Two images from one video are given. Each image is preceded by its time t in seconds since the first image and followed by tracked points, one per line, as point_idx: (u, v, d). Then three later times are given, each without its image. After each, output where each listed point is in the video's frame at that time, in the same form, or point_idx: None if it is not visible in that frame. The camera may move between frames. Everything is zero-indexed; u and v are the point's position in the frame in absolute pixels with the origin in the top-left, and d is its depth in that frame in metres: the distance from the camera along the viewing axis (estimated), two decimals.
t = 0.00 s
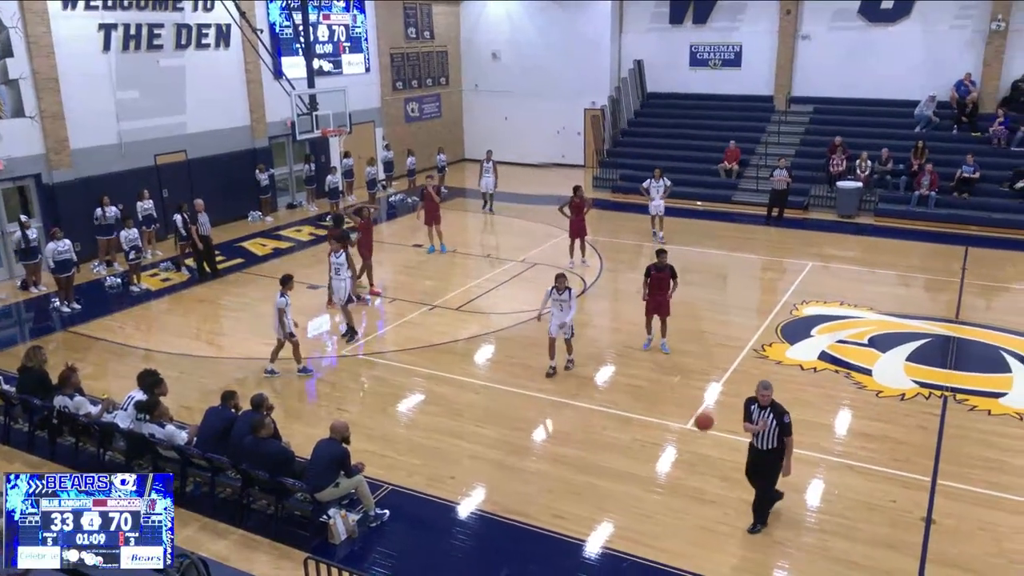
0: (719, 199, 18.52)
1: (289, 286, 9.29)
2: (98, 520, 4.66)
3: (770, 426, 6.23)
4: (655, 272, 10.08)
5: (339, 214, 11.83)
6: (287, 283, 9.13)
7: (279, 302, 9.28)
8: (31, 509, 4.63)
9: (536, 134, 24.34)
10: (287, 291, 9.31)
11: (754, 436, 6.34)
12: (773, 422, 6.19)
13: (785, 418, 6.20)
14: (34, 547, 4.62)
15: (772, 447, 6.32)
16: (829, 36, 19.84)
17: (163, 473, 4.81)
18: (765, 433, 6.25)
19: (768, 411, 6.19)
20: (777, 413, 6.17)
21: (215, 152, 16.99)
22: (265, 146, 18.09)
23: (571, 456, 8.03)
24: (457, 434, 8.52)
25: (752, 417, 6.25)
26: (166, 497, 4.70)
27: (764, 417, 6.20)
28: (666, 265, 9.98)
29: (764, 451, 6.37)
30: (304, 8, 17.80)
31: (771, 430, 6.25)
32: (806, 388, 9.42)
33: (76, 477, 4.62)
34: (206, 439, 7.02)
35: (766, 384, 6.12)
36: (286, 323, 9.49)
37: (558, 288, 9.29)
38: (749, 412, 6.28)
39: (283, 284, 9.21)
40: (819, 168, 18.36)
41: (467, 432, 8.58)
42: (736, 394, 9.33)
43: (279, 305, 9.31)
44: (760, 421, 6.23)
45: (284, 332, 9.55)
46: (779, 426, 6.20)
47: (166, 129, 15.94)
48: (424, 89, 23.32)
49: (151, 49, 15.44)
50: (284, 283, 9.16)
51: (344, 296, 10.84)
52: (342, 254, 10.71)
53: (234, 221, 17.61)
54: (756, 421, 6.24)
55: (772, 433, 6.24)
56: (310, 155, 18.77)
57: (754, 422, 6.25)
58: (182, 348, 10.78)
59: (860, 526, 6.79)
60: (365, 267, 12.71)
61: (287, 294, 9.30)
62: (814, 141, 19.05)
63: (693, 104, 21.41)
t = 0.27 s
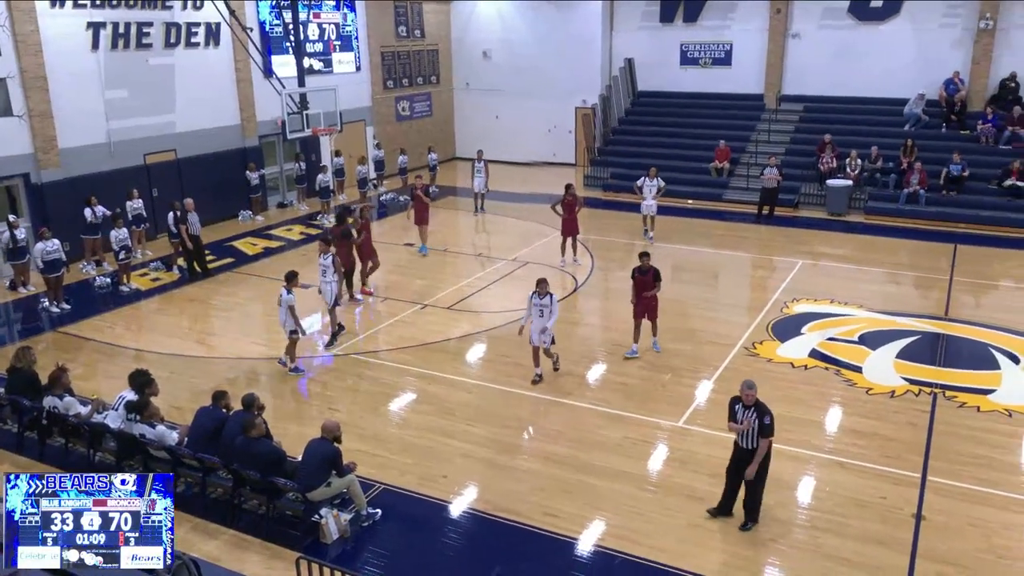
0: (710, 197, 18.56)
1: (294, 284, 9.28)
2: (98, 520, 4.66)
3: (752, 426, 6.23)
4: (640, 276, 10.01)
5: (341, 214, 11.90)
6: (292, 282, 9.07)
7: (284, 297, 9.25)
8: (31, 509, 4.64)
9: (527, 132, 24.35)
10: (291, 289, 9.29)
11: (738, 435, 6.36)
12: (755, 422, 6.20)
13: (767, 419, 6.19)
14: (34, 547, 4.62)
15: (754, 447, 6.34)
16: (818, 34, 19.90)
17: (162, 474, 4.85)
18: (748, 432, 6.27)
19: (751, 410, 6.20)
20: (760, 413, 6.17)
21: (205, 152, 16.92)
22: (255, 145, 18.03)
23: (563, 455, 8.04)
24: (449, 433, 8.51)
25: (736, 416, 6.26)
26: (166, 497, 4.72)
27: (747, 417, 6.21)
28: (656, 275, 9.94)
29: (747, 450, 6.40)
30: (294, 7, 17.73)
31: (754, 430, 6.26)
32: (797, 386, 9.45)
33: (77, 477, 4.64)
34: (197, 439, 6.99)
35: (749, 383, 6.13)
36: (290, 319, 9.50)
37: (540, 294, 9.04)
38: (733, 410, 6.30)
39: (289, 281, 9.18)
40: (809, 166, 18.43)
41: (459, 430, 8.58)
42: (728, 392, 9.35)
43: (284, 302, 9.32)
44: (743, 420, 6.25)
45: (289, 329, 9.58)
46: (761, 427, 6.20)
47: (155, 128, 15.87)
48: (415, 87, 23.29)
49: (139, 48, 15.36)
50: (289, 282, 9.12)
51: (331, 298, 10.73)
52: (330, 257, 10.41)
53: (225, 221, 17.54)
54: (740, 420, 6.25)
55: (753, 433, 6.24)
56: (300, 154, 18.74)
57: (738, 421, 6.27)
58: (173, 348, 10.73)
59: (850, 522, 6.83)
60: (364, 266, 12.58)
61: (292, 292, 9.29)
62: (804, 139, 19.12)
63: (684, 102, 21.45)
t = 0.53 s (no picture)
0: (701, 196, 18.60)
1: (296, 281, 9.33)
2: (98, 520, 4.65)
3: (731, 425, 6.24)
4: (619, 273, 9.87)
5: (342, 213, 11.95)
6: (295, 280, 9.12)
7: (286, 296, 9.33)
8: (31, 509, 4.63)
9: (518, 131, 24.34)
10: (294, 286, 9.36)
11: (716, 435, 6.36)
12: (734, 421, 6.21)
13: (746, 418, 6.20)
14: (34, 547, 4.61)
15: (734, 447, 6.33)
16: (809, 33, 19.96)
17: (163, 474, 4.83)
18: (726, 431, 6.27)
19: (731, 409, 6.21)
20: (740, 412, 6.19)
21: (195, 151, 16.85)
22: (245, 144, 17.98)
23: (556, 453, 8.05)
24: (442, 432, 8.51)
25: (716, 415, 6.28)
26: (166, 497, 4.70)
27: (727, 416, 6.22)
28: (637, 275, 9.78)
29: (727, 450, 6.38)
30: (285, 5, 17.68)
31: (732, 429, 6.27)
32: (788, 384, 9.48)
33: (76, 477, 4.63)
34: (189, 439, 6.97)
35: (729, 383, 6.13)
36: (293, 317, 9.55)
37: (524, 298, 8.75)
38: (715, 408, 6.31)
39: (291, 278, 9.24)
40: (800, 164, 18.49)
41: (452, 429, 8.58)
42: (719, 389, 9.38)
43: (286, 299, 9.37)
44: (722, 419, 6.26)
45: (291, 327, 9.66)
46: (739, 426, 6.21)
47: (144, 127, 15.80)
48: (406, 86, 23.25)
49: (129, 47, 15.28)
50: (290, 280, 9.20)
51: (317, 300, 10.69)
52: (319, 257, 10.35)
53: (215, 220, 17.48)
54: (719, 419, 6.26)
55: (732, 431, 6.25)
56: (291, 153, 18.68)
57: (717, 420, 6.28)
58: (164, 348, 10.69)
59: (841, 519, 6.86)
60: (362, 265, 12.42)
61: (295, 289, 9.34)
62: (795, 137, 19.17)
63: (675, 101, 21.48)
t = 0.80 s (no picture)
0: (693, 194, 18.64)
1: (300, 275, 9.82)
2: (98, 520, 4.66)
3: (708, 420, 6.26)
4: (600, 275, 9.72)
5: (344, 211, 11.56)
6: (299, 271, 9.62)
7: (291, 289, 9.83)
8: (31, 509, 4.64)
9: (510, 130, 24.34)
10: (298, 279, 9.84)
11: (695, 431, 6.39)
12: (712, 416, 6.23)
13: (724, 413, 6.21)
14: (34, 547, 4.63)
15: (714, 442, 6.34)
16: (800, 32, 20.01)
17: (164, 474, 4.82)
18: (705, 427, 6.29)
19: (708, 405, 6.22)
20: (717, 408, 6.20)
21: (186, 151, 16.79)
22: (237, 144, 17.92)
23: (549, 452, 8.06)
24: (435, 432, 8.50)
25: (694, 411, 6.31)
26: (166, 497, 4.69)
27: (703, 411, 6.26)
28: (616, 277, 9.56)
29: (707, 447, 6.39)
30: (276, 4, 17.63)
31: (710, 425, 6.29)
32: (780, 382, 9.51)
33: (77, 477, 4.64)
34: (180, 440, 6.93)
35: (705, 379, 6.14)
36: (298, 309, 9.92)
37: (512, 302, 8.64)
38: (693, 404, 6.34)
39: (295, 272, 9.71)
40: (791, 163, 18.55)
41: (445, 428, 8.58)
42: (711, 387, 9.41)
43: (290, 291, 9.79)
44: (699, 415, 6.30)
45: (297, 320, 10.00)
46: (717, 421, 6.22)
47: (135, 127, 15.73)
48: (397, 85, 23.22)
49: (119, 46, 15.22)
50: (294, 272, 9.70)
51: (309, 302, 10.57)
52: (304, 257, 10.30)
53: (206, 220, 17.42)
54: (697, 415, 6.29)
55: (710, 426, 6.27)
56: (282, 152, 18.63)
57: (696, 416, 6.31)
58: (155, 348, 10.66)
59: (833, 516, 6.89)
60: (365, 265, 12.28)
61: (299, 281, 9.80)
62: (786, 136, 19.22)
63: (667, 100, 21.51)
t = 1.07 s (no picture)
0: (686, 193, 18.66)
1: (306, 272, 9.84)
2: (98, 520, 4.64)
3: (693, 419, 6.26)
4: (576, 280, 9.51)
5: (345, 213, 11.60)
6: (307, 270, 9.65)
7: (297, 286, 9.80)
8: (31, 509, 4.63)
9: (502, 129, 24.34)
10: (305, 276, 9.86)
11: (680, 431, 6.39)
12: (697, 415, 6.23)
13: (708, 410, 6.22)
14: (34, 547, 4.62)
15: (700, 441, 6.34)
16: (792, 30, 20.06)
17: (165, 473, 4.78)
18: (690, 426, 6.29)
19: (692, 405, 6.23)
20: (700, 407, 6.21)
21: (177, 150, 16.73)
22: (228, 143, 17.87)
23: (542, 451, 8.06)
24: (428, 431, 8.50)
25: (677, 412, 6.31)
26: (166, 497, 4.67)
27: (687, 411, 6.26)
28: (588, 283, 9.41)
29: (694, 446, 6.40)
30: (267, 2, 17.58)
31: (696, 424, 6.29)
32: (773, 380, 9.53)
33: (76, 477, 4.61)
34: (173, 440, 6.92)
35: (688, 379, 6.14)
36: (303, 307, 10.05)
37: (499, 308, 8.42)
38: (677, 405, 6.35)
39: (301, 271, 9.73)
40: (783, 162, 18.60)
41: (438, 428, 8.57)
42: (704, 386, 9.43)
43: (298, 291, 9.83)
44: (683, 415, 6.31)
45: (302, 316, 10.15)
46: (702, 419, 6.23)
47: (126, 126, 15.67)
48: (390, 84, 23.20)
49: (110, 44, 15.15)
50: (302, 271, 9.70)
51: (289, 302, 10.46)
52: (287, 258, 10.09)
53: (198, 219, 17.36)
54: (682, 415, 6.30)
55: (695, 425, 6.27)
56: (275, 152, 18.58)
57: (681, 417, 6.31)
58: (147, 348, 10.62)
59: (826, 513, 6.91)
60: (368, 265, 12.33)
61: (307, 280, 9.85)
62: (778, 134, 19.26)
63: (659, 98, 21.52)
